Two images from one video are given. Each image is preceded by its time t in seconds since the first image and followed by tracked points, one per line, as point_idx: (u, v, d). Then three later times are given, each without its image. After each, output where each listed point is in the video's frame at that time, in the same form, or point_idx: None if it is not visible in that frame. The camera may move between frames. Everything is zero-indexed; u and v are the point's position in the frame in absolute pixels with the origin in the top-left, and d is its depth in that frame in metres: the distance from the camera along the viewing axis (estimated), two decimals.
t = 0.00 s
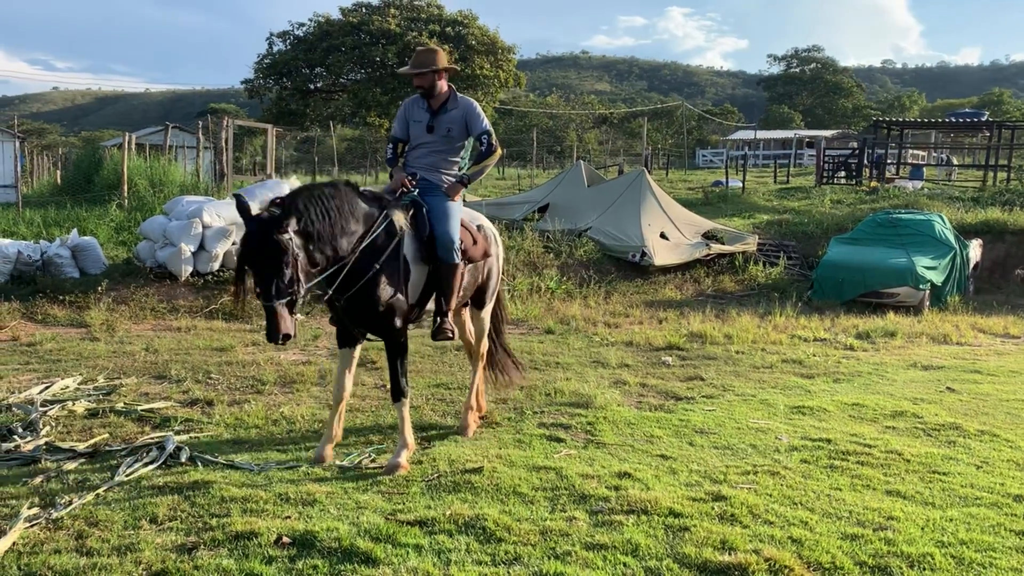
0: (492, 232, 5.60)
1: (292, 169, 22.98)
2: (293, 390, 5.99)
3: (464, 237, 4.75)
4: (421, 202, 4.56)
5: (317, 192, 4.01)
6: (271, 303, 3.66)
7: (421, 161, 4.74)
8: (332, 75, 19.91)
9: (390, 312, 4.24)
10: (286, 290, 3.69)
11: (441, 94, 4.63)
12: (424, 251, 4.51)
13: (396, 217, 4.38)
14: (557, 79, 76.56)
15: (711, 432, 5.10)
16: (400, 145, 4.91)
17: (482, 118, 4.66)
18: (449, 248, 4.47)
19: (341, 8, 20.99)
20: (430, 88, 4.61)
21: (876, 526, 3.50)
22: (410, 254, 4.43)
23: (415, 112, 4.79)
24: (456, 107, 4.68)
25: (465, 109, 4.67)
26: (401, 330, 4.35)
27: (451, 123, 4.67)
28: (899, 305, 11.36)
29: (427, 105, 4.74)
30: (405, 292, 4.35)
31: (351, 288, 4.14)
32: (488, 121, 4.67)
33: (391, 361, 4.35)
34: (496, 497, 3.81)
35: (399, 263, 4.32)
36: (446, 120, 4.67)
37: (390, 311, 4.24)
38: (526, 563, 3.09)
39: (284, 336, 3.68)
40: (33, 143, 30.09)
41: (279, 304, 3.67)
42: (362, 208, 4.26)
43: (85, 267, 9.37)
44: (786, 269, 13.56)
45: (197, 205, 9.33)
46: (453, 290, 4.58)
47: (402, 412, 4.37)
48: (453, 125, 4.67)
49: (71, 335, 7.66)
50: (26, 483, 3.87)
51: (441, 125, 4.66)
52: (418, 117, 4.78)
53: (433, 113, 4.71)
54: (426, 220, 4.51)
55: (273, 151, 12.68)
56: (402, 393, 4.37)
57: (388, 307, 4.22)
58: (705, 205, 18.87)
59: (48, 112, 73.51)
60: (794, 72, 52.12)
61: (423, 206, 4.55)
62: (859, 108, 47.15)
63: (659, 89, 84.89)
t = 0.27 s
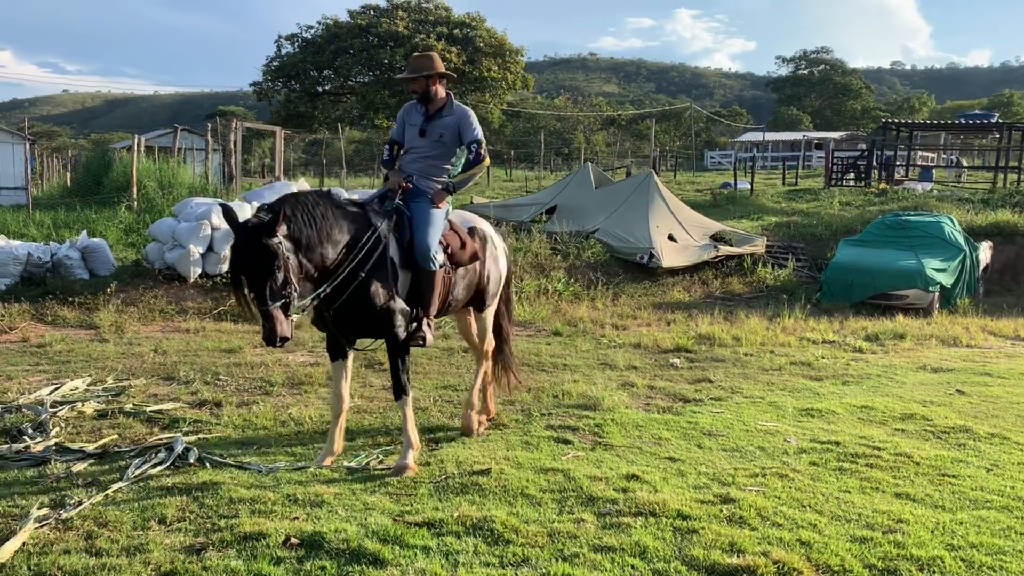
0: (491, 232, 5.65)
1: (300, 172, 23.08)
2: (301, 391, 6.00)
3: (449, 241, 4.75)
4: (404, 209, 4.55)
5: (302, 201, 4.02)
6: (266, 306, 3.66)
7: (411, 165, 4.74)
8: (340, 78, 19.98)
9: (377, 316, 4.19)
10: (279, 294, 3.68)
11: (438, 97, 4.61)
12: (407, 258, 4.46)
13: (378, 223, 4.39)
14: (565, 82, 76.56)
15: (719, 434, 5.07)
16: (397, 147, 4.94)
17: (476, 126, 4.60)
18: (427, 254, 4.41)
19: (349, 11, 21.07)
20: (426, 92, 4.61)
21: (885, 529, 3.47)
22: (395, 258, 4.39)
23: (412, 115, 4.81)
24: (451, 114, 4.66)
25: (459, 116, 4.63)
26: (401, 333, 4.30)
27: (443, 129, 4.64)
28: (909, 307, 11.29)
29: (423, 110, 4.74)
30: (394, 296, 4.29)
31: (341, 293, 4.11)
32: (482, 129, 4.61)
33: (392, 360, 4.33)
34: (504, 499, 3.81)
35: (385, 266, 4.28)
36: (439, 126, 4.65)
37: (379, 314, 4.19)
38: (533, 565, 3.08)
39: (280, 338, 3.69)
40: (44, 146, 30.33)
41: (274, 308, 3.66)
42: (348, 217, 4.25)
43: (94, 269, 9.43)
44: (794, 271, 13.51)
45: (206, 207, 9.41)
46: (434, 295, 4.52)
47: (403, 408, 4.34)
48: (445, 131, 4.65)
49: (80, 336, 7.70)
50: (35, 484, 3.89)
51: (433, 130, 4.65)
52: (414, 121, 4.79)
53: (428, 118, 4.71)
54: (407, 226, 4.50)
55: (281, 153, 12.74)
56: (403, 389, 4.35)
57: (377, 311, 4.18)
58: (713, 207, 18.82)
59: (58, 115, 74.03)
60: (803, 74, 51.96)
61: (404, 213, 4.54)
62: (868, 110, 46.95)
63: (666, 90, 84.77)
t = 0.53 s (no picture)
0: (488, 240, 5.56)
1: (308, 174, 23.16)
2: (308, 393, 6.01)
3: (436, 254, 4.73)
4: (388, 223, 4.51)
5: (304, 190, 4.08)
6: (244, 276, 3.58)
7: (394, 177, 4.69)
8: (348, 80, 20.04)
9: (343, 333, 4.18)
10: (257, 267, 3.63)
11: (421, 108, 4.62)
12: (389, 276, 4.45)
13: (363, 234, 4.37)
14: (572, 83, 76.58)
15: (727, 436, 5.05)
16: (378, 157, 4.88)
17: (457, 135, 4.60)
18: (409, 271, 4.38)
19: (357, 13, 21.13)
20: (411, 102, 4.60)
21: (894, 531, 3.45)
22: (376, 275, 4.37)
23: (395, 127, 4.80)
24: (433, 123, 4.65)
25: (440, 126, 4.61)
26: (356, 345, 4.22)
27: (425, 137, 4.64)
28: (918, 309, 11.23)
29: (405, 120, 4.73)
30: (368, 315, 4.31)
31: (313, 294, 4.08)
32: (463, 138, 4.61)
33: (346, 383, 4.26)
34: (512, 500, 3.80)
35: (363, 283, 4.28)
36: (419, 135, 4.65)
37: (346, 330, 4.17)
38: (541, 566, 3.08)
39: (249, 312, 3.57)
40: (54, 148, 30.54)
41: (251, 279, 3.59)
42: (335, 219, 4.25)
43: (103, 271, 9.48)
44: (802, 272, 13.46)
45: (214, 209, 9.46)
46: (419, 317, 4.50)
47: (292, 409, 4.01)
48: (426, 140, 4.64)
49: (90, 338, 7.74)
50: (44, 484, 3.91)
51: (414, 139, 4.64)
52: (395, 131, 4.76)
53: (409, 127, 4.69)
54: (391, 241, 4.46)
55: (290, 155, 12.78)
56: (305, 386, 3.99)
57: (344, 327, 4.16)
58: (721, 208, 18.77)
59: (69, 117, 74.56)
60: (811, 74, 51.78)
61: (389, 227, 4.49)
62: (876, 110, 46.75)
63: (674, 92, 84.65)
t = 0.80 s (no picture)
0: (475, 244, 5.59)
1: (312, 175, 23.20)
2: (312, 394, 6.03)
3: (415, 250, 4.82)
4: (364, 212, 4.53)
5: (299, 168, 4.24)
6: (225, 224, 3.65)
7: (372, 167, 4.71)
8: (351, 81, 20.07)
9: (310, 319, 4.16)
10: (239, 219, 3.70)
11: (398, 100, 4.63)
12: (362, 266, 4.39)
13: (340, 222, 4.41)
14: (575, 84, 76.57)
15: (730, 437, 5.05)
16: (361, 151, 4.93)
17: (432, 123, 4.55)
18: (375, 257, 4.34)
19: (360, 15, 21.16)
20: (389, 93, 4.63)
21: (897, 532, 3.44)
22: (350, 264, 4.34)
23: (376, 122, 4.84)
24: (409, 112, 4.64)
25: (417, 113, 4.60)
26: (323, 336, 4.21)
27: (402, 126, 4.63)
28: (921, 310, 11.21)
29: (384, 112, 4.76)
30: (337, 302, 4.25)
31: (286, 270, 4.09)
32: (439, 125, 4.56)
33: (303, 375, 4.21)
34: (515, 502, 3.81)
35: (336, 270, 4.26)
36: (397, 124, 4.64)
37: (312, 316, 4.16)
38: (544, 567, 3.08)
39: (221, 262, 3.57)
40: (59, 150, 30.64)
41: (231, 228, 3.65)
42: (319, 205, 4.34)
43: (108, 272, 9.51)
44: (806, 273, 13.44)
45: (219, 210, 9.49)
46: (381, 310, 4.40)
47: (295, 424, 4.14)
48: (403, 129, 4.62)
49: (94, 339, 7.77)
50: (49, 485, 3.93)
51: (391, 128, 4.63)
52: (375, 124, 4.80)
53: (388, 118, 4.71)
54: (364, 230, 4.46)
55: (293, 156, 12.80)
56: (303, 403, 4.14)
57: (311, 312, 4.16)
58: (724, 209, 18.75)
59: (73, 119, 74.79)
60: (814, 75, 51.71)
61: (364, 216, 4.51)
62: (880, 111, 46.68)
63: (677, 93, 84.60)
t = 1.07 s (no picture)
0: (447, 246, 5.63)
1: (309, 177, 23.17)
2: (308, 396, 6.02)
3: (393, 251, 4.79)
4: (341, 214, 4.53)
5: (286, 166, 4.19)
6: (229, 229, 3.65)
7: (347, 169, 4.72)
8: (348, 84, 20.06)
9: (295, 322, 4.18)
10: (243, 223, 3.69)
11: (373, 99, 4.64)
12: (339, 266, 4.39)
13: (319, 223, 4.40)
14: (572, 87, 76.66)
15: (728, 439, 5.06)
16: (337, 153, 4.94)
17: (405, 127, 4.56)
18: (352, 259, 4.33)
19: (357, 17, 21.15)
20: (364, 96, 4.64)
21: (895, 534, 3.45)
22: (328, 265, 4.34)
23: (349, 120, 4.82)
24: (383, 115, 4.65)
25: (390, 117, 4.61)
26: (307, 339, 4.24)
27: (375, 130, 4.64)
28: (918, 312, 11.24)
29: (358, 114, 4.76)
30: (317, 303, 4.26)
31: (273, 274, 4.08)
32: (411, 131, 4.57)
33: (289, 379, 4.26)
34: (513, 504, 3.80)
35: (315, 271, 4.25)
36: (370, 128, 4.66)
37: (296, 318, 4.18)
38: (542, 570, 3.08)
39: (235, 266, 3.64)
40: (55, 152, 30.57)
41: (238, 233, 3.66)
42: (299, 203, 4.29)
43: (104, 274, 9.49)
44: (802, 275, 13.47)
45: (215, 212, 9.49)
46: (357, 314, 4.39)
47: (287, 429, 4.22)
48: (376, 132, 4.64)
49: (90, 341, 7.75)
50: (45, 489, 3.91)
51: (365, 133, 4.66)
52: (349, 125, 4.80)
53: (363, 121, 4.72)
54: (341, 232, 4.46)
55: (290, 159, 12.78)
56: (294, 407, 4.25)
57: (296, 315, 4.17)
58: (721, 211, 18.78)
59: (69, 121, 74.63)
60: (811, 78, 51.84)
61: (341, 218, 4.51)
62: (876, 114, 46.82)
63: (674, 95, 84.76)
